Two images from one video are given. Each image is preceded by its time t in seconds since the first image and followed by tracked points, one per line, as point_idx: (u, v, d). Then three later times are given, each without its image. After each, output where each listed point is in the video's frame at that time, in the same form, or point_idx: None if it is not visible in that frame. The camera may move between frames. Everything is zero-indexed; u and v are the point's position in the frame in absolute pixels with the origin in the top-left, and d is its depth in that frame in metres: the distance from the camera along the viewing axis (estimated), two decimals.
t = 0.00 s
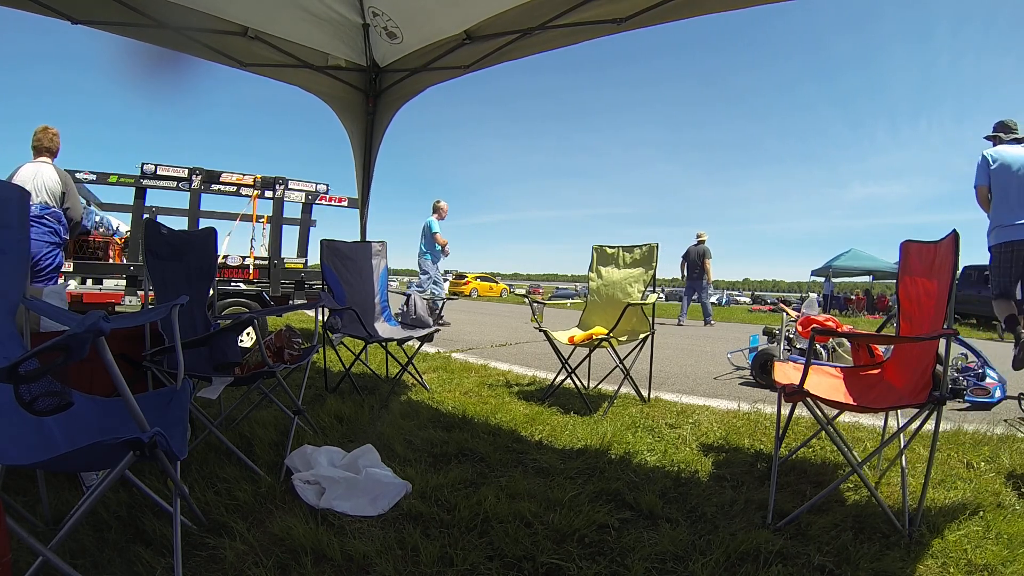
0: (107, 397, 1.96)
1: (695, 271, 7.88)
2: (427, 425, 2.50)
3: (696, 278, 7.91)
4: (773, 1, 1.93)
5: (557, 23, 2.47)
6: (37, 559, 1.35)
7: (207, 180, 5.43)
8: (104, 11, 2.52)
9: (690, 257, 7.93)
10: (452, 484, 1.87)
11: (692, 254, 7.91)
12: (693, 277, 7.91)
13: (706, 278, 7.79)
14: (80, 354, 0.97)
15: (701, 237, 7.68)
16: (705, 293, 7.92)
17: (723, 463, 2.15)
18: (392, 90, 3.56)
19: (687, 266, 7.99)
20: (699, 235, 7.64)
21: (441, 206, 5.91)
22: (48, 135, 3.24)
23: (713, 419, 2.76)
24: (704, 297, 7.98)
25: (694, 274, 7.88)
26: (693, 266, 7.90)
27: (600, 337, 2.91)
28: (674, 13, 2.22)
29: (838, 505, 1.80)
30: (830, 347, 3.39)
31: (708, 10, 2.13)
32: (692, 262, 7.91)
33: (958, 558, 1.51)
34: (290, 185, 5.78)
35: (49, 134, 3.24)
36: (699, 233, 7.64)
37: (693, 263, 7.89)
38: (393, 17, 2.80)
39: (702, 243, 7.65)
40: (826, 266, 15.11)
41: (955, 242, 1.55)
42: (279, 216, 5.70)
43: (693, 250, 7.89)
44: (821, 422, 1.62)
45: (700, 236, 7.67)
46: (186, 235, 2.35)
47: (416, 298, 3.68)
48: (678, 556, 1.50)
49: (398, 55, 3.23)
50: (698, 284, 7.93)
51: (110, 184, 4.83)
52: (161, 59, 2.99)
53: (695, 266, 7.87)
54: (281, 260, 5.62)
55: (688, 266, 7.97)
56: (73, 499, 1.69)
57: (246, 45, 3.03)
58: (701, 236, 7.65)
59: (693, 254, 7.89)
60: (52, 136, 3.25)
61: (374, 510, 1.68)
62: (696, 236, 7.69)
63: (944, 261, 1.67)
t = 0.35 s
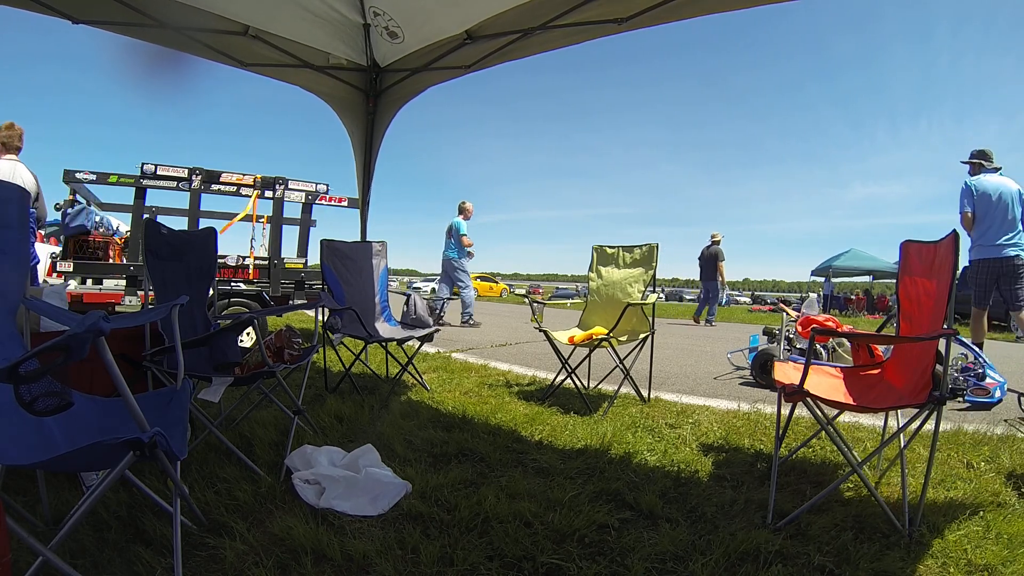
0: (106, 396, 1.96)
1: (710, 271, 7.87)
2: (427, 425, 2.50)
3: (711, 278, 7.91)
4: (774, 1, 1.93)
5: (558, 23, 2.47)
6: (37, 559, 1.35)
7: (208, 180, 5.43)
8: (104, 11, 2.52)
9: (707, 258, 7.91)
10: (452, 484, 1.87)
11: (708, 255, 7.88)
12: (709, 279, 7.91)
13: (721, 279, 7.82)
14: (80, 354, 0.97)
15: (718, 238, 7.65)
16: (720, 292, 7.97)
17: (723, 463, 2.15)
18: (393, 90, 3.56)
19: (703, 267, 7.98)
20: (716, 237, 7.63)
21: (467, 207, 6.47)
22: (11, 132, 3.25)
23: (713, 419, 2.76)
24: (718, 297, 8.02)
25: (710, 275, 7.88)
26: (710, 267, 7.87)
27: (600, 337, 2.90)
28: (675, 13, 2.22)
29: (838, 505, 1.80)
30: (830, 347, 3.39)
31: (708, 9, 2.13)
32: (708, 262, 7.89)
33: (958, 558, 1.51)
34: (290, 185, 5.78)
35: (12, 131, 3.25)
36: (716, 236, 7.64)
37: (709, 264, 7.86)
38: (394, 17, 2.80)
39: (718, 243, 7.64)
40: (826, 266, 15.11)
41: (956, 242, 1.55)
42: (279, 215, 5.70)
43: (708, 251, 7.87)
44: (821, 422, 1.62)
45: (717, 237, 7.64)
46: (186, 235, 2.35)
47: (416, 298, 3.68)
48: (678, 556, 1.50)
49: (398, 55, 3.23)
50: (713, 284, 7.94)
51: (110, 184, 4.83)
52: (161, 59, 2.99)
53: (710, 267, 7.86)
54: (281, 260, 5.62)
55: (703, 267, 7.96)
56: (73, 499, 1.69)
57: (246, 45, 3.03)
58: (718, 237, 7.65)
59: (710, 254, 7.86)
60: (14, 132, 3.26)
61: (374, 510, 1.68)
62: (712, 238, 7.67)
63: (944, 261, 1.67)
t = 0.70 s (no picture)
0: (106, 396, 1.96)
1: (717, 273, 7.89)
2: (427, 425, 2.50)
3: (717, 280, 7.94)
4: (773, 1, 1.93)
5: (558, 23, 2.47)
6: (37, 559, 1.35)
7: (208, 180, 5.43)
8: (104, 11, 2.51)
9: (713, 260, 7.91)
10: (452, 484, 1.87)
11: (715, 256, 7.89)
12: (713, 278, 7.92)
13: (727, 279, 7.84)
14: (80, 354, 0.96)
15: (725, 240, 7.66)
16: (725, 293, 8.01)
17: (723, 463, 2.15)
18: (393, 90, 3.56)
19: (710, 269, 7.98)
20: (722, 240, 7.63)
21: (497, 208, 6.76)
22: None
23: (713, 419, 2.76)
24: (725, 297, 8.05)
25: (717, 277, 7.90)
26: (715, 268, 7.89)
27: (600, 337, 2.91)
28: (675, 13, 2.22)
29: (838, 505, 1.80)
30: (830, 347, 3.39)
31: (709, 9, 2.13)
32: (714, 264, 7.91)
33: (957, 558, 1.51)
34: (290, 185, 5.78)
35: None
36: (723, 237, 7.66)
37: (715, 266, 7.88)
38: (394, 17, 2.80)
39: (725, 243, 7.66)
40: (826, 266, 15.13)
41: (956, 242, 1.55)
42: (279, 215, 5.70)
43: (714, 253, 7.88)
44: (821, 422, 1.62)
45: (724, 239, 7.65)
46: (186, 235, 2.35)
47: (417, 298, 3.68)
48: (678, 556, 1.50)
49: (398, 55, 3.24)
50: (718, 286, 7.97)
51: (110, 183, 4.83)
52: (162, 58, 2.99)
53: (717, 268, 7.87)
54: (281, 260, 5.62)
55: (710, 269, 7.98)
56: (73, 499, 1.69)
57: (247, 45, 3.03)
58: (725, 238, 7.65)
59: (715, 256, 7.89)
60: None
61: (374, 510, 1.68)
62: (719, 239, 7.66)
63: (944, 261, 1.67)
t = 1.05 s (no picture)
0: (106, 396, 1.96)
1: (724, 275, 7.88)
2: (427, 425, 2.50)
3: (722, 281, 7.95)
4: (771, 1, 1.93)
5: (556, 22, 2.48)
6: (37, 559, 1.35)
7: (208, 180, 5.42)
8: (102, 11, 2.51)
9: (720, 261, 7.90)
10: (452, 484, 1.87)
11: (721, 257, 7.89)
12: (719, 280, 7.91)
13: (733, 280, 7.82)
14: (80, 354, 0.96)
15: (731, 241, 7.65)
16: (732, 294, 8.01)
17: (723, 463, 2.15)
18: (391, 90, 3.56)
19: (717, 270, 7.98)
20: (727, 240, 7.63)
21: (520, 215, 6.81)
22: None
23: (713, 419, 2.76)
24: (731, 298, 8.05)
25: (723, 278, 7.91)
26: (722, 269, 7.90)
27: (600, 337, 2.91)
28: (673, 12, 2.22)
29: (838, 505, 1.80)
30: (830, 347, 3.39)
31: (706, 9, 2.13)
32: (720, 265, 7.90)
33: (958, 558, 1.51)
34: (290, 185, 5.78)
35: None
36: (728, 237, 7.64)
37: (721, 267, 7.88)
38: (392, 17, 2.80)
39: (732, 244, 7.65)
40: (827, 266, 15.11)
41: (956, 243, 1.55)
42: (279, 215, 5.70)
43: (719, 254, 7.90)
44: (821, 422, 1.62)
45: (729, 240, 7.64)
46: (186, 235, 2.35)
47: (417, 298, 3.68)
48: (678, 556, 1.50)
49: (396, 54, 3.24)
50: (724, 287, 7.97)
51: (110, 183, 4.83)
52: (161, 58, 2.99)
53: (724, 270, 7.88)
54: (281, 260, 5.62)
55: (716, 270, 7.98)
56: (73, 499, 1.69)
57: (246, 45, 3.03)
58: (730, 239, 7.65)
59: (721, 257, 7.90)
60: None
61: (374, 510, 1.68)
62: (725, 240, 7.65)
63: (945, 261, 1.67)
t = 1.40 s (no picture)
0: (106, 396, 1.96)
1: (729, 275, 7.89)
2: (427, 425, 2.50)
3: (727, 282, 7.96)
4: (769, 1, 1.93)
5: (554, 22, 2.48)
6: (37, 559, 1.35)
7: (208, 180, 5.43)
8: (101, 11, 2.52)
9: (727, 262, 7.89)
10: (453, 484, 1.87)
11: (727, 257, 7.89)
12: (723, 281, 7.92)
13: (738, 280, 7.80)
14: (80, 354, 0.96)
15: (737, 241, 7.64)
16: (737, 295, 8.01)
17: (723, 464, 2.15)
18: (391, 90, 3.56)
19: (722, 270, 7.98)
20: (733, 241, 7.63)
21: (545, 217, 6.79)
22: None
23: (713, 419, 2.76)
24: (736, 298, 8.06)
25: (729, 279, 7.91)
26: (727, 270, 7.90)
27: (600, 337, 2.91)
28: (671, 12, 2.22)
29: (838, 505, 1.80)
30: (830, 347, 3.39)
31: (704, 9, 2.13)
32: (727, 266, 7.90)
33: (958, 558, 1.51)
34: (290, 185, 5.78)
35: None
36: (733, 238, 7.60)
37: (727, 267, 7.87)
38: (391, 16, 2.80)
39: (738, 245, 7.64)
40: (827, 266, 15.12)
41: (956, 243, 1.55)
42: (279, 215, 5.71)
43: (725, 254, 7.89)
44: (821, 422, 1.62)
45: (735, 241, 7.63)
46: (186, 235, 2.35)
47: (416, 298, 3.68)
48: (678, 556, 1.50)
49: (395, 54, 3.24)
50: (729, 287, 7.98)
51: (110, 183, 4.83)
52: (160, 58, 2.99)
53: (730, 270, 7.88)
54: (281, 260, 5.62)
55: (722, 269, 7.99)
56: (73, 499, 1.69)
57: (245, 45, 3.03)
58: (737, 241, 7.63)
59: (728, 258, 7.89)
60: None
61: (374, 510, 1.68)
62: (732, 241, 7.64)
63: (944, 261, 1.67)
